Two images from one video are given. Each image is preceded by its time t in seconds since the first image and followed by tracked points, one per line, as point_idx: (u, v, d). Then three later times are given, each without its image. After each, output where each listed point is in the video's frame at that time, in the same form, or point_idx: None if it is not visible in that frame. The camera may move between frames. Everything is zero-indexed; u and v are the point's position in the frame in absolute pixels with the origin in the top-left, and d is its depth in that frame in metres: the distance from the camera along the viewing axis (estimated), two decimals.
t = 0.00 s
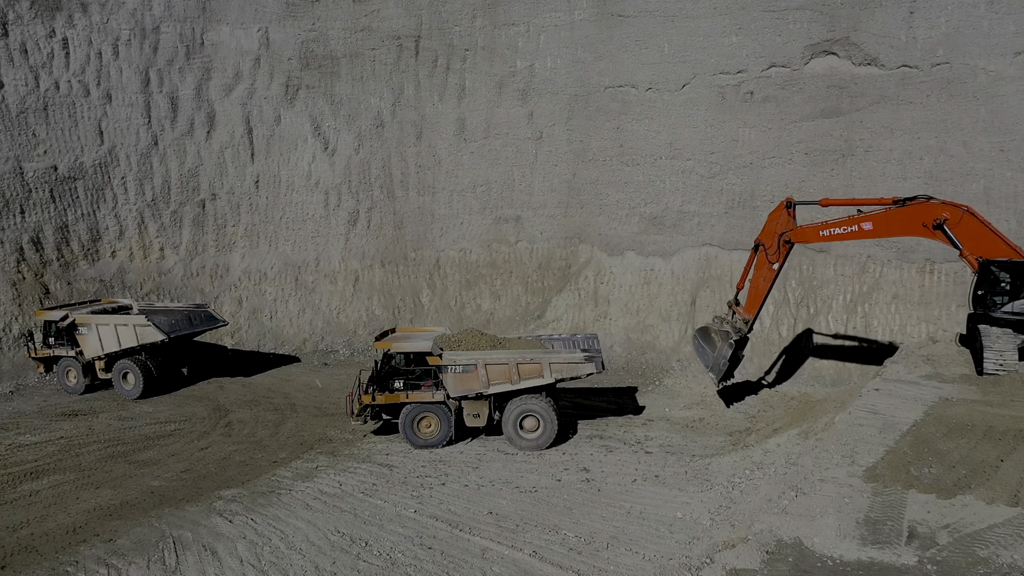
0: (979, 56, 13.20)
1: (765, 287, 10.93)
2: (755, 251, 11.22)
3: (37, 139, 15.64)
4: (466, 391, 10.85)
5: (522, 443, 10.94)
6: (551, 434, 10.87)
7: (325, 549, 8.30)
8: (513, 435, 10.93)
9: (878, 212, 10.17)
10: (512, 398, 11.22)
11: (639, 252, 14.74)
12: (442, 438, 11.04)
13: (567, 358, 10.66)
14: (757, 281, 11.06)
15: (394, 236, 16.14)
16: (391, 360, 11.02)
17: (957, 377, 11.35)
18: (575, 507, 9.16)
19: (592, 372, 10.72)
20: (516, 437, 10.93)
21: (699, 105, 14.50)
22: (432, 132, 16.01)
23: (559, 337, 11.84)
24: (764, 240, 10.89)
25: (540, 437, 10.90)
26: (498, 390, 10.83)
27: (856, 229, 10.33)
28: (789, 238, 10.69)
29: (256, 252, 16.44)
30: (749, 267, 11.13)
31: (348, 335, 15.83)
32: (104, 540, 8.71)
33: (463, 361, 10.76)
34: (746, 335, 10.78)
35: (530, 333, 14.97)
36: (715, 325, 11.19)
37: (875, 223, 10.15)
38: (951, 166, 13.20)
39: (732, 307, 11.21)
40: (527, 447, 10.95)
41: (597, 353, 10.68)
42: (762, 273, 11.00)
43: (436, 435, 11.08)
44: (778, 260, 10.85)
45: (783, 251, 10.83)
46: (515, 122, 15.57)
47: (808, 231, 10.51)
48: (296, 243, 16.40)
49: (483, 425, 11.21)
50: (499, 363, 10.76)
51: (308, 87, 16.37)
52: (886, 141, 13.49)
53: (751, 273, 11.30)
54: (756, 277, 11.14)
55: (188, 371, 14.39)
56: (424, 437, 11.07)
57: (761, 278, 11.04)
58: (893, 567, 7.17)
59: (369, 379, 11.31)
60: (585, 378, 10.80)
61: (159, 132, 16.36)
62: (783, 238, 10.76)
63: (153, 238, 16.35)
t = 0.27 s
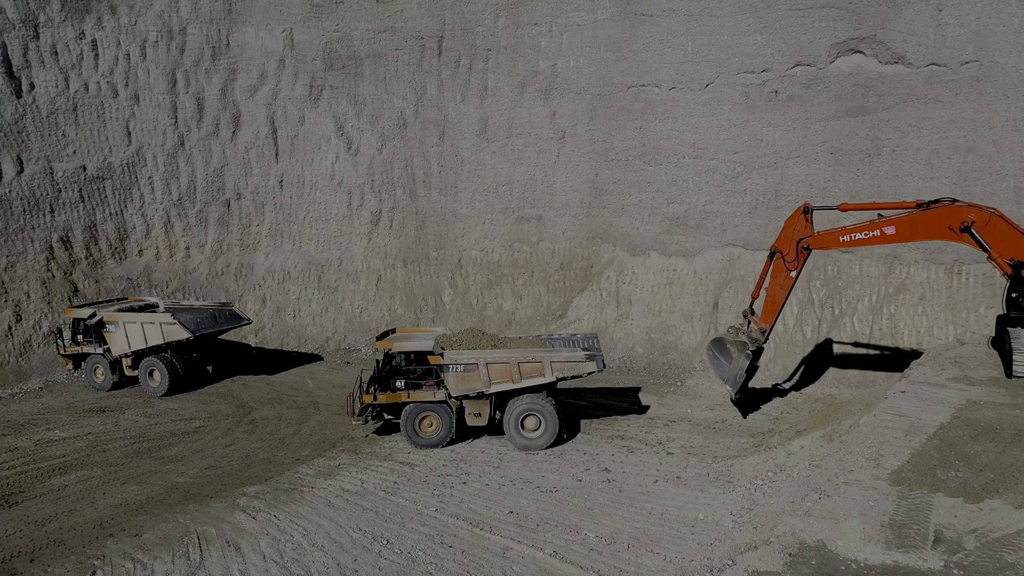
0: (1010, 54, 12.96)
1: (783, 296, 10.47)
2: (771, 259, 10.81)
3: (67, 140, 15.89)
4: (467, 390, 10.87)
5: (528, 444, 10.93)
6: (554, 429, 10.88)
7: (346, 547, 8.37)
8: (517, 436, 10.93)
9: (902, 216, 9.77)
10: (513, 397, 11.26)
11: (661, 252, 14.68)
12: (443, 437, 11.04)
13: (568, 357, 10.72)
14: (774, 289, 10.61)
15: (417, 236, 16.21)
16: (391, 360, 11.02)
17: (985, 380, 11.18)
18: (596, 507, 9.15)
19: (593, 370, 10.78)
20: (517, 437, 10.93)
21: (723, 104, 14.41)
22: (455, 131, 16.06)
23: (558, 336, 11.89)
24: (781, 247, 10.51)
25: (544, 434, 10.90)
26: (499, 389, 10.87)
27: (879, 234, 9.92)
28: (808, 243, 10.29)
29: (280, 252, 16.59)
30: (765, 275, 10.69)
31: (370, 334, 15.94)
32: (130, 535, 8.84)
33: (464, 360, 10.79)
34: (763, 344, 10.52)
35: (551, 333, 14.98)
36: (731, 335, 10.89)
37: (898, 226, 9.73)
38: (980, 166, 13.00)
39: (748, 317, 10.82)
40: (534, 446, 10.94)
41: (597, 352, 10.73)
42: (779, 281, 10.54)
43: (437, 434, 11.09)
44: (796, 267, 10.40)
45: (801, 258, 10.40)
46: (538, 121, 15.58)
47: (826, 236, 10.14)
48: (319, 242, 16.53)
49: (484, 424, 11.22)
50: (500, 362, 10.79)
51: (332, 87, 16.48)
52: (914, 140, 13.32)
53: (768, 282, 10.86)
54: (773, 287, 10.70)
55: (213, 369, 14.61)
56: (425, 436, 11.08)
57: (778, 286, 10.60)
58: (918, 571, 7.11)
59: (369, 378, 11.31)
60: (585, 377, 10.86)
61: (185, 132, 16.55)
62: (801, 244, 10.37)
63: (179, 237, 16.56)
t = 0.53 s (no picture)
0: None
1: (786, 302, 10.31)
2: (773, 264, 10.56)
3: (81, 138, 16.02)
4: (457, 387, 10.92)
5: (521, 443, 11.04)
6: (543, 424, 10.99)
7: (357, 542, 8.43)
8: (508, 435, 11.06)
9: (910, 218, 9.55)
10: (502, 395, 11.34)
11: (672, 250, 14.67)
12: (432, 434, 11.07)
13: (558, 354, 10.82)
14: (776, 295, 10.42)
15: (427, 233, 16.26)
16: (381, 357, 11.07)
17: (998, 379, 11.12)
18: (605, 504, 9.18)
19: (582, 368, 10.88)
20: (507, 435, 11.06)
21: (735, 102, 14.37)
22: (466, 129, 16.10)
23: (546, 334, 11.98)
24: (785, 253, 10.28)
25: (533, 430, 11.00)
26: (489, 386, 10.94)
27: (887, 237, 9.72)
28: (814, 249, 10.06)
29: (291, 249, 16.67)
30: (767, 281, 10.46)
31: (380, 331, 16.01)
32: (143, 529, 8.93)
33: (454, 357, 10.83)
34: (763, 355, 10.36)
35: (562, 330, 15.00)
36: (731, 343, 10.75)
37: (907, 230, 9.52)
38: (993, 164, 12.93)
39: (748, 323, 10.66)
40: (526, 443, 11.05)
41: (586, 349, 10.82)
42: (782, 287, 10.34)
43: (426, 432, 11.11)
44: (801, 274, 10.20)
45: (806, 264, 10.20)
46: (549, 119, 15.59)
47: (832, 241, 9.95)
48: (330, 239, 16.60)
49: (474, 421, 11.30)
50: (490, 360, 10.85)
51: (344, 85, 16.53)
52: (927, 138, 13.27)
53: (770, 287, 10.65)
54: (775, 293, 10.50)
55: (225, 365, 14.70)
56: (415, 434, 11.11)
57: (780, 292, 10.41)
58: (928, 569, 7.13)
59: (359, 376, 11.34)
60: (574, 374, 10.97)
61: (198, 130, 16.64)
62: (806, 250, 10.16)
63: (192, 234, 16.66)
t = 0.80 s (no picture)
0: None
1: (798, 308, 10.14)
2: (789, 270, 10.40)
3: (105, 138, 16.24)
4: (454, 387, 10.94)
5: (521, 441, 11.09)
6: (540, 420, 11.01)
7: (377, 538, 8.53)
8: (506, 435, 11.08)
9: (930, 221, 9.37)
10: (499, 394, 11.36)
11: (690, 249, 14.65)
12: (431, 434, 11.11)
13: (554, 353, 10.84)
14: (789, 301, 10.24)
15: (446, 232, 16.36)
16: (378, 357, 10.97)
17: (1021, 380, 11.03)
18: (623, 503, 9.22)
19: (579, 367, 10.88)
20: (505, 433, 11.08)
21: (755, 101, 14.30)
22: (485, 129, 16.16)
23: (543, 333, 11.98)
24: (800, 257, 10.09)
25: (531, 428, 11.04)
26: (486, 385, 10.96)
27: (906, 242, 9.56)
28: (831, 255, 9.91)
29: (311, 248, 16.80)
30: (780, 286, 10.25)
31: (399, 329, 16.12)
32: (166, 524, 9.08)
33: (451, 357, 10.84)
34: (770, 359, 10.13)
35: (580, 329, 15.04)
36: (737, 348, 10.41)
37: (927, 234, 9.37)
38: (1018, 163, 12.78)
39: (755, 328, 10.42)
40: (526, 441, 11.10)
41: (583, 348, 10.81)
42: (794, 292, 10.15)
43: (424, 431, 11.14)
44: (815, 279, 10.04)
45: (822, 269, 10.01)
46: (567, 118, 15.61)
47: (849, 246, 9.82)
48: (349, 238, 16.73)
49: (472, 421, 11.34)
50: (487, 359, 10.87)
51: (363, 85, 16.62)
52: (949, 137, 13.15)
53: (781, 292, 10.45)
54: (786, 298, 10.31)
55: (246, 362, 14.86)
56: (413, 433, 11.14)
57: (792, 298, 10.22)
58: (948, 570, 7.12)
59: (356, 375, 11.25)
60: (571, 373, 10.98)
61: (219, 130, 16.81)
62: (823, 255, 9.99)
63: (213, 233, 16.84)
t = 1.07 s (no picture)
0: None
1: (815, 316, 9.85)
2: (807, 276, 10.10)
3: (134, 138, 16.51)
4: (456, 386, 10.99)
5: (524, 439, 11.16)
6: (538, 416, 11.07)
7: (400, 534, 8.63)
8: (507, 434, 11.14)
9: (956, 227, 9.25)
10: (501, 394, 11.41)
11: (713, 249, 14.64)
12: (431, 432, 11.19)
13: (556, 354, 10.88)
14: (805, 308, 9.92)
15: (469, 232, 16.49)
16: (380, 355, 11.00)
17: None
18: (645, 502, 9.24)
19: (581, 368, 10.92)
20: (505, 433, 11.14)
21: (779, 100, 14.23)
22: (507, 128, 16.24)
23: (544, 334, 12.04)
24: (822, 264, 9.76)
25: (531, 427, 11.13)
26: (487, 385, 11.01)
27: (932, 247, 9.41)
28: (855, 263, 9.68)
29: (335, 246, 16.99)
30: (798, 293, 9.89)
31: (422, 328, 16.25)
32: (194, 517, 9.24)
33: (453, 357, 10.89)
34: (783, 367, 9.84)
35: (602, 328, 15.08)
36: (750, 352, 10.06)
37: (954, 239, 9.24)
38: None
39: (767, 334, 10.08)
40: (528, 438, 11.16)
41: (585, 350, 10.85)
42: (812, 299, 9.84)
43: (424, 430, 11.23)
44: (836, 287, 9.77)
45: (845, 277, 9.75)
46: (590, 118, 15.64)
47: (874, 254, 9.61)
48: (372, 237, 16.91)
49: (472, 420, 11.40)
50: (489, 359, 10.92)
51: (387, 85, 16.74)
52: (977, 136, 13.00)
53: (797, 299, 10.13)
54: (803, 305, 9.99)
55: (270, 360, 15.08)
56: (414, 431, 11.23)
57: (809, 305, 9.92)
58: (971, 571, 7.11)
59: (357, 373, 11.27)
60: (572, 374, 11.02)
61: (245, 130, 17.01)
62: (846, 263, 9.74)
63: (238, 232, 17.10)
